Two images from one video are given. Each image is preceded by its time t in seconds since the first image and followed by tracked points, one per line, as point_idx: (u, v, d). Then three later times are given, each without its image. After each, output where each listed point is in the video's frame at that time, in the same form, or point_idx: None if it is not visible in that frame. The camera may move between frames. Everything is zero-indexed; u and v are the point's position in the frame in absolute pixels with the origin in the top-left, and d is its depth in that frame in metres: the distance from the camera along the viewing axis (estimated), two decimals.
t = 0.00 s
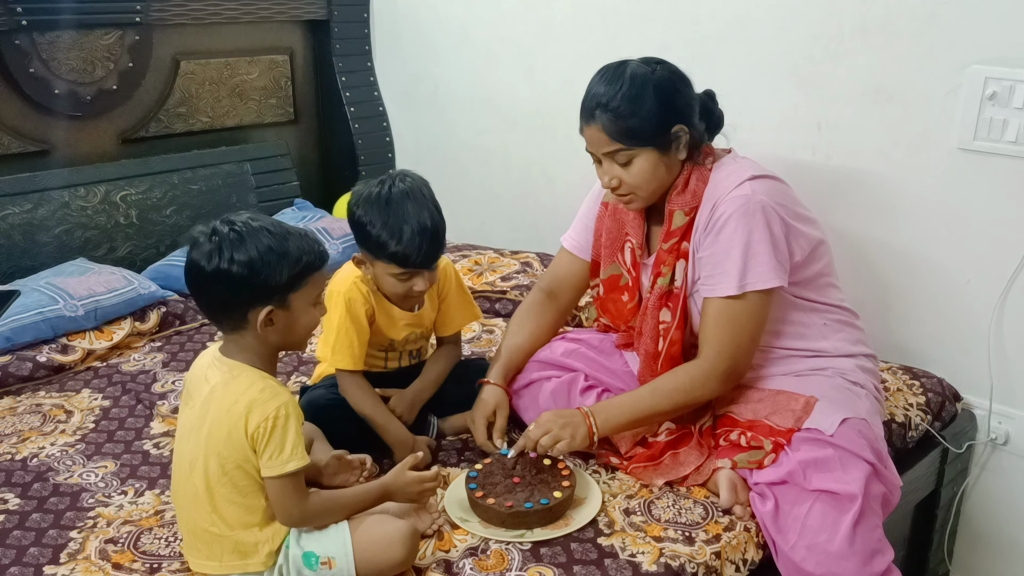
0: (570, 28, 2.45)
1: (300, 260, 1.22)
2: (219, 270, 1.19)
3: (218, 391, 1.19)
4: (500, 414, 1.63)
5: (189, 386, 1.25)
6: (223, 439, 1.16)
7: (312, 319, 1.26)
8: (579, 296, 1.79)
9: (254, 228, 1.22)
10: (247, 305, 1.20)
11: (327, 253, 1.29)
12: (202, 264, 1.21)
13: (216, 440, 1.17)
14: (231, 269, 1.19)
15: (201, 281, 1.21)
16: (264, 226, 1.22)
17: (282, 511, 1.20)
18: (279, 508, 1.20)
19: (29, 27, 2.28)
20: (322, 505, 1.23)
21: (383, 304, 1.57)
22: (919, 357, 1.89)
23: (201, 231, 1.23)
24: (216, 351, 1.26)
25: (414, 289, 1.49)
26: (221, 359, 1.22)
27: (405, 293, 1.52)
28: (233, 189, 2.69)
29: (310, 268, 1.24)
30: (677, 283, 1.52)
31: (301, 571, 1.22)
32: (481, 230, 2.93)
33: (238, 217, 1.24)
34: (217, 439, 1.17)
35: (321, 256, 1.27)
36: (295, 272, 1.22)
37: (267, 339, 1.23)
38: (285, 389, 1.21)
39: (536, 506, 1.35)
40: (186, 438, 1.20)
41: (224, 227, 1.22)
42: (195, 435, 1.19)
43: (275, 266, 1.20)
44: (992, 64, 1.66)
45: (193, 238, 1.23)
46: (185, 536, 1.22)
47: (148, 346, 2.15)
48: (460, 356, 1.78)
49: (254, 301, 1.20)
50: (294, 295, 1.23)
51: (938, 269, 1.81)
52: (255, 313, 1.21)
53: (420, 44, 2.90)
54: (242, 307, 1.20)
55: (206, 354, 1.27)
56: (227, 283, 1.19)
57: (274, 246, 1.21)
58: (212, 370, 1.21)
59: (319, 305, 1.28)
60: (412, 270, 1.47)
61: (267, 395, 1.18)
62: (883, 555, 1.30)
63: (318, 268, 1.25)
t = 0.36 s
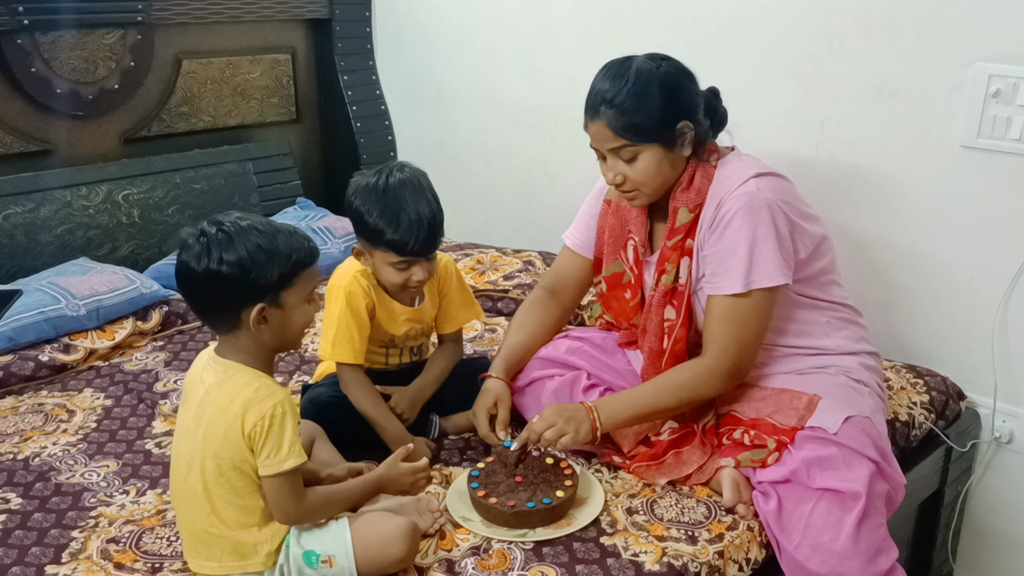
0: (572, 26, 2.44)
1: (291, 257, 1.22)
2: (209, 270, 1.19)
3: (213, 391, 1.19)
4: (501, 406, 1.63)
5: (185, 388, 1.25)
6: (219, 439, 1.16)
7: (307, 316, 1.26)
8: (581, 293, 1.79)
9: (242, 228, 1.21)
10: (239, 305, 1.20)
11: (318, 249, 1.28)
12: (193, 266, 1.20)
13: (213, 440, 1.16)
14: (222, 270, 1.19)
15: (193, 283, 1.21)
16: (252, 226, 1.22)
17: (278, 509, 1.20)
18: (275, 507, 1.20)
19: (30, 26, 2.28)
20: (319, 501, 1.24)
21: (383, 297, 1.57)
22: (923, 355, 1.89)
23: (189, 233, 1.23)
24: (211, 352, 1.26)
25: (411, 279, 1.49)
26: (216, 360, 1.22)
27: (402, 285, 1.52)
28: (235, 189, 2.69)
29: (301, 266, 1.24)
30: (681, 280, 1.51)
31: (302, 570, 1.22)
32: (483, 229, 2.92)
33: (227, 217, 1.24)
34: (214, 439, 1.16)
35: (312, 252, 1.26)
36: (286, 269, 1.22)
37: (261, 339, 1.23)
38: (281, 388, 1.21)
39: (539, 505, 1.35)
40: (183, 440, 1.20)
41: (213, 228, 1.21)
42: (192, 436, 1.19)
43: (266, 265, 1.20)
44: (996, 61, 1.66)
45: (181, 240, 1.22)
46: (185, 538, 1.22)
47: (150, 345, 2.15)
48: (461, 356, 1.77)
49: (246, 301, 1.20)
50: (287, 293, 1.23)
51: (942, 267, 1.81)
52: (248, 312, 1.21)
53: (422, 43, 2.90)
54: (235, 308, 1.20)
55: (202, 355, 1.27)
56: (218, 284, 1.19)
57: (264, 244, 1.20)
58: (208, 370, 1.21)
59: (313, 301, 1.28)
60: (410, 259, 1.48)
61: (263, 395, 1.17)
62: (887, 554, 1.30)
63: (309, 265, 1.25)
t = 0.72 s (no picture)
0: (574, 23, 2.44)
1: (302, 269, 1.21)
2: (217, 267, 1.19)
3: (206, 391, 1.18)
4: (501, 401, 1.63)
5: (178, 387, 1.24)
6: (215, 439, 1.16)
7: (306, 325, 1.25)
8: (585, 291, 1.78)
9: (258, 230, 1.20)
10: (241, 307, 1.19)
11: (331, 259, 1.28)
12: (202, 259, 1.20)
13: (209, 439, 1.16)
14: (229, 269, 1.18)
15: (201, 276, 1.20)
16: (269, 229, 1.20)
17: (275, 501, 1.20)
18: (274, 500, 1.19)
19: (32, 23, 2.27)
20: (316, 489, 1.23)
21: (385, 292, 1.57)
22: (927, 352, 1.88)
23: (205, 223, 1.22)
24: (202, 351, 1.25)
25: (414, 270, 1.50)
26: (208, 358, 1.22)
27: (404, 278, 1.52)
28: (236, 186, 2.69)
29: (310, 278, 1.23)
30: (687, 278, 1.50)
31: (303, 566, 1.22)
32: (485, 226, 2.92)
33: (246, 213, 1.22)
34: (210, 439, 1.16)
35: (324, 263, 1.25)
36: (294, 280, 1.21)
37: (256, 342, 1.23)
38: (273, 385, 1.20)
39: (541, 503, 1.34)
40: (179, 440, 1.20)
41: (230, 222, 1.21)
42: (188, 436, 1.18)
43: (273, 273, 1.19)
44: (1001, 57, 1.65)
45: (196, 229, 1.21)
46: (186, 538, 1.22)
47: (152, 343, 2.15)
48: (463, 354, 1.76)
49: (249, 305, 1.19)
50: (291, 303, 1.22)
51: (946, 265, 1.80)
52: (246, 315, 1.20)
53: (424, 40, 2.89)
54: (237, 309, 1.19)
55: (195, 354, 1.26)
56: (223, 282, 1.19)
57: (276, 252, 1.19)
58: (200, 369, 1.21)
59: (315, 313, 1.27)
60: (411, 251, 1.48)
61: (256, 392, 1.17)
62: (890, 552, 1.29)
63: (318, 279, 1.24)
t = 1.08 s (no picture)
0: (574, 19, 2.43)
1: (310, 289, 1.20)
2: (222, 280, 1.18)
3: (211, 397, 1.18)
4: (500, 396, 1.64)
5: (184, 390, 1.24)
6: (216, 447, 1.15)
7: (314, 341, 1.25)
8: (586, 288, 1.78)
9: (266, 245, 1.19)
10: (248, 323, 1.19)
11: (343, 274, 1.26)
12: (208, 271, 1.19)
13: (211, 448, 1.16)
14: (234, 283, 1.17)
15: (207, 287, 1.20)
16: (276, 245, 1.19)
17: (272, 517, 1.18)
18: (270, 515, 1.17)
19: (30, 21, 2.27)
20: (315, 508, 1.21)
21: (385, 287, 1.58)
22: (928, 349, 1.88)
23: (215, 232, 1.21)
24: (211, 355, 1.25)
25: (416, 262, 1.50)
26: (216, 364, 1.21)
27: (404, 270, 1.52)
28: (236, 183, 2.68)
29: (318, 298, 1.21)
30: (687, 277, 1.50)
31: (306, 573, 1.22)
32: (485, 223, 2.92)
33: (255, 224, 1.21)
34: (212, 447, 1.15)
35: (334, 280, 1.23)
36: (302, 300, 1.19)
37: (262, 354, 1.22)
38: (278, 397, 1.19)
39: (541, 500, 1.34)
40: (182, 444, 1.19)
41: (238, 234, 1.19)
42: (190, 441, 1.18)
43: (277, 291, 1.17)
44: (1001, 52, 1.64)
45: (205, 239, 1.21)
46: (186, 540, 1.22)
47: (152, 341, 2.15)
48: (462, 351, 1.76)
49: (255, 322, 1.18)
50: (297, 321, 1.21)
51: (946, 261, 1.79)
52: (253, 331, 1.19)
53: (423, 36, 2.89)
54: (243, 324, 1.19)
55: (203, 357, 1.26)
56: (228, 295, 1.18)
57: (283, 270, 1.18)
58: (207, 374, 1.20)
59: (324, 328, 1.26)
60: (411, 241, 1.49)
61: (260, 405, 1.16)
62: (891, 548, 1.29)
63: (326, 297, 1.22)
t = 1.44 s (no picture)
0: (575, 17, 2.43)
1: (311, 276, 1.20)
2: (225, 276, 1.18)
3: (219, 394, 1.18)
4: (501, 387, 1.64)
5: (193, 385, 1.24)
6: (225, 444, 1.16)
7: (320, 330, 1.24)
8: (589, 290, 1.78)
9: (263, 237, 1.19)
10: (252, 317, 1.19)
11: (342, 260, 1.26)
12: (210, 269, 1.19)
13: (218, 444, 1.16)
14: (236, 278, 1.18)
15: (209, 286, 1.20)
16: (274, 236, 1.19)
17: (288, 514, 1.19)
18: (286, 511, 1.19)
19: (32, 20, 2.27)
20: (329, 504, 1.22)
21: (389, 285, 1.58)
22: (931, 346, 1.87)
23: (211, 232, 1.21)
24: (219, 351, 1.25)
25: (420, 251, 1.50)
26: (224, 360, 1.21)
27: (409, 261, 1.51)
28: (238, 181, 2.68)
29: (321, 283, 1.21)
30: (690, 280, 1.50)
31: (307, 571, 1.21)
32: (487, 221, 2.92)
33: (250, 219, 1.21)
34: (220, 443, 1.16)
35: (335, 266, 1.23)
36: (304, 288, 1.19)
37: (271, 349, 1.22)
38: (287, 395, 1.19)
39: (543, 498, 1.34)
40: (190, 439, 1.20)
41: (234, 231, 1.20)
42: (198, 437, 1.18)
43: (279, 280, 1.18)
44: (1004, 49, 1.64)
45: (202, 241, 1.21)
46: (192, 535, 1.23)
47: (154, 339, 2.15)
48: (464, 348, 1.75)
49: (259, 314, 1.18)
50: (302, 310, 1.21)
51: (949, 258, 1.79)
52: (260, 325, 1.19)
53: (425, 34, 2.88)
54: (248, 319, 1.19)
55: (212, 352, 1.26)
56: (232, 292, 1.18)
57: (282, 260, 1.18)
58: (215, 370, 1.21)
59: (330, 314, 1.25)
60: (413, 228, 1.49)
61: (267, 402, 1.16)
62: (893, 547, 1.28)
63: (329, 283, 1.22)
